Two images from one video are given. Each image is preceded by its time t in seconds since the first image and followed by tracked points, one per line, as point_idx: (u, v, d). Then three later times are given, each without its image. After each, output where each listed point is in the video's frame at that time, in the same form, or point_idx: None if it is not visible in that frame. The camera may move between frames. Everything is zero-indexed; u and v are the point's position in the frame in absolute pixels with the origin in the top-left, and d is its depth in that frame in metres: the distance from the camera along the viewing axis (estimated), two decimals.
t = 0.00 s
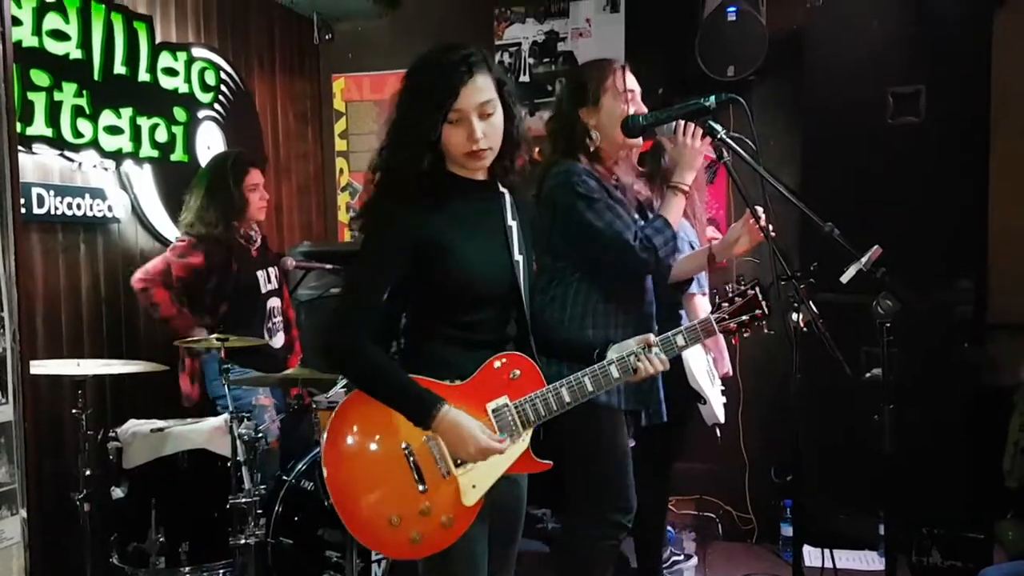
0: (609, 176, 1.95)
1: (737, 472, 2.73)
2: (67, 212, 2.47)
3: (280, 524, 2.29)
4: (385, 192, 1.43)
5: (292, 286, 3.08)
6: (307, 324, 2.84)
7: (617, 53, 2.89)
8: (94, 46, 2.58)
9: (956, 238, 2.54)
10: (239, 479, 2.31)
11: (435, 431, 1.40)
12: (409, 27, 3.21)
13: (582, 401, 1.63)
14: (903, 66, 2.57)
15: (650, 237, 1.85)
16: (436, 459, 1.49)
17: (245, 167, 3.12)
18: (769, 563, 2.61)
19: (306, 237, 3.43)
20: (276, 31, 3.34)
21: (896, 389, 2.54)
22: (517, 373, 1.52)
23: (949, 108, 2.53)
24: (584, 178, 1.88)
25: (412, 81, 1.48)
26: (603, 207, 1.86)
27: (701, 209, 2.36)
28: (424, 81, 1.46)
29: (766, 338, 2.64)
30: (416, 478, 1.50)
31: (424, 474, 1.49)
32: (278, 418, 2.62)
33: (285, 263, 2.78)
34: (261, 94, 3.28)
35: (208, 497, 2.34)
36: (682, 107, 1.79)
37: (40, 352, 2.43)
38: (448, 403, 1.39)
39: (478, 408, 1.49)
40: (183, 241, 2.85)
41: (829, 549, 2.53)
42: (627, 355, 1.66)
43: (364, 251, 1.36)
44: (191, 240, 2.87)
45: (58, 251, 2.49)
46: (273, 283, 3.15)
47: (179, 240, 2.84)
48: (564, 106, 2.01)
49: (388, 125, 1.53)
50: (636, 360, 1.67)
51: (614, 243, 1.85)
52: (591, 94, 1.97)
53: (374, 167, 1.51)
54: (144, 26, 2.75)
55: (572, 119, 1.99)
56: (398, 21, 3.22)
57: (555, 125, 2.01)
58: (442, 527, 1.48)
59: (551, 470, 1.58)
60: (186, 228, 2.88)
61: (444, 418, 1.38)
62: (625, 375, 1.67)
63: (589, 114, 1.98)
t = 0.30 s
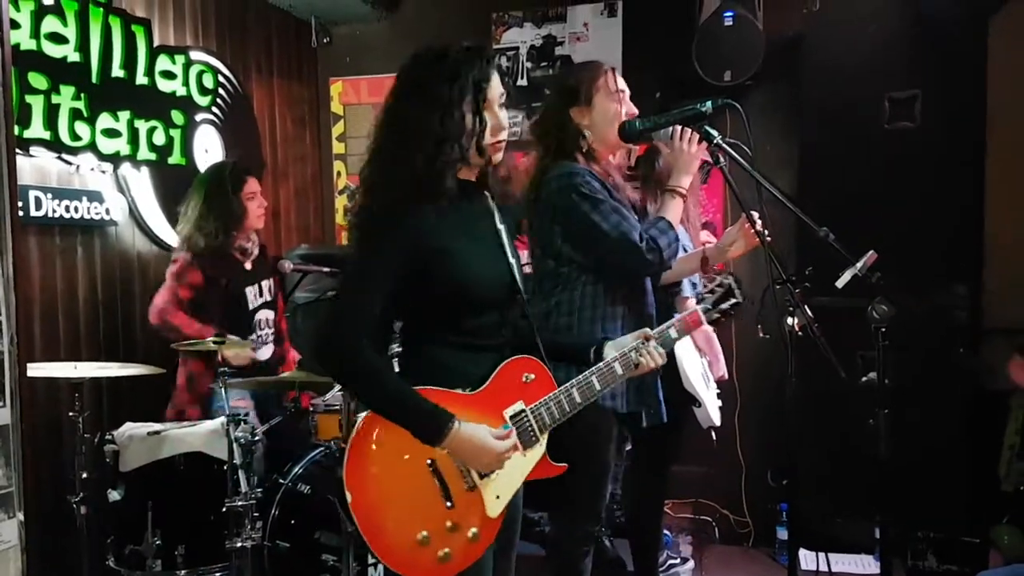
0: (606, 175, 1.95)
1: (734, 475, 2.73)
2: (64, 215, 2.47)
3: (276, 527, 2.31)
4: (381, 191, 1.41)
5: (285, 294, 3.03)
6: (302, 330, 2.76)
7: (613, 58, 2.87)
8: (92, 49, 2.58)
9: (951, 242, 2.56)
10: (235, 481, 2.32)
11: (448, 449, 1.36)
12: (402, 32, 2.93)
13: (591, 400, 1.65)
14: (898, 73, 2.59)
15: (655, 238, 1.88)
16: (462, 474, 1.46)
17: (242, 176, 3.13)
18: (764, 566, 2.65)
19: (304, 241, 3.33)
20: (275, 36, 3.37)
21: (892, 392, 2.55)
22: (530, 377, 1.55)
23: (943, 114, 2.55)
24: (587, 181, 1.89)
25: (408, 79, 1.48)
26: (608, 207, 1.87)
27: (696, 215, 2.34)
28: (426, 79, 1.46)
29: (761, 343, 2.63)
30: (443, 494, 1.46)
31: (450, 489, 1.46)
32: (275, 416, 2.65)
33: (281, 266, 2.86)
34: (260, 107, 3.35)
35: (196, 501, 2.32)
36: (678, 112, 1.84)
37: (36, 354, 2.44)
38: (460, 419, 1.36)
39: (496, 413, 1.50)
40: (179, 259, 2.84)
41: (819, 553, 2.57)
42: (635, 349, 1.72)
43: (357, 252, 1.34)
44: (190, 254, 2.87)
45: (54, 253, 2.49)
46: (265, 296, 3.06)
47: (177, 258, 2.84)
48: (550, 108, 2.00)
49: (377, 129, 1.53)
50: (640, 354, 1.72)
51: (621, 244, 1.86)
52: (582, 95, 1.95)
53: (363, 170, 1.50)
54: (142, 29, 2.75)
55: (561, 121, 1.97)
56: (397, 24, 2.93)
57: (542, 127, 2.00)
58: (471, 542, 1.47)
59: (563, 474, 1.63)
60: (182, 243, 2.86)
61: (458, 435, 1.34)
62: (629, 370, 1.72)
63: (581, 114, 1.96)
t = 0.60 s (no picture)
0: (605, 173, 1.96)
1: (730, 476, 2.74)
2: (60, 214, 2.47)
3: (273, 526, 2.30)
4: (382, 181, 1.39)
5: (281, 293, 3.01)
6: (300, 328, 2.78)
7: (610, 59, 2.88)
8: (89, 49, 2.58)
9: (948, 244, 2.56)
10: (232, 481, 2.27)
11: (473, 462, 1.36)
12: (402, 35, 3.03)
13: (589, 393, 1.76)
14: (895, 74, 2.60)
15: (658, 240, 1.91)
16: (485, 480, 1.51)
17: (226, 215, 3.11)
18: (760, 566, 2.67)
19: (300, 240, 3.37)
20: (272, 36, 3.37)
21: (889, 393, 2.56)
22: (535, 375, 1.62)
23: (939, 115, 2.56)
24: (591, 180, 1.88)
25: (401, 79, 1.48)
26: (613, 207, 1.87)
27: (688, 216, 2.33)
28: (438, 85, 1.47)
29: (756, 343, 2.66)
30: (469, 501, 1.50)
31: (475, 496, 1.51)
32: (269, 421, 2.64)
33: (278, 265, 2.76)
34: (257, 107, 3.34)
35: (201, 498, 2.36)
36: (676, 113, 1.85)
37: (33, 354, 2.44)
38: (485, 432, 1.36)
39: (508, 416, 1.55)
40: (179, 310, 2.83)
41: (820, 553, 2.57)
42: (643, 326, 1.89)
43: (359, 250, 1.30)
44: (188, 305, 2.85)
45: (51, 253, 2.49)
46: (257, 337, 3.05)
47: (181, 305, 2.85)
48: (543, 109, 1.99)
49: (369, 123, 1.52)
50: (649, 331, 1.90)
51: (627, 245, 1.87)
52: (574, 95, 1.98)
53: (356, 165, 1.50)
54: (139, 29, 2.75)
55: (557, 121, 1.97)
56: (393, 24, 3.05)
57: (535, 127, 1.98)
58: (493, 546, 1.54)
59: (567, 469, 1.73)
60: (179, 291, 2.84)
61: (486, 448, 1.35)
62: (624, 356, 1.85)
63: (577, 113, 1.97)
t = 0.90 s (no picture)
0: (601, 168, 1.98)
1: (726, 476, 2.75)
2: (58, 213, 2.47)
3: (271, 526, 2.29)
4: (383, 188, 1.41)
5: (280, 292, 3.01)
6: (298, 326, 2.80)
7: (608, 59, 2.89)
8: (88, 48, 2.58)
9: (945, 246, 2.58)
10: (230, 480, 2.27)
11: (483, 464, 1.35)
12: (400, 29, 3.07)
13: (582, 393, 1.76)
14: (894, 74, 2.59)
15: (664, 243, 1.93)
16: (488, 479, 1.52)
17: (216, 215, 2.95)
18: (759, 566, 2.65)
19: (297, 238, 3.40)
20: (270, 37, 3.38)
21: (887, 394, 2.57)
22: (533, 375, 1.62)
23: (937, 117, 2.57)
24: (597, 182, 1.90)
25: (408, 81, 1.48)
26: (621, 212, 1.88)
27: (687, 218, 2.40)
28: (462, 99, 1.47)
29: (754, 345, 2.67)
30: (473, 500, 1.51)
31: (479, 495, 1.51)
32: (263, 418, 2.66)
33: (277, 265, 2.82)
34: (254, 101, 3.34)
35: (198, 496, 2.36)
36: (675, 113, 1.86)
37: (30, 352, 2.44)
38: (495, 434, 1.35)
39: (509, 415, 1.56)
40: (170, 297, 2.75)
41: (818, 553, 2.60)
42: (646, 314, 1.88)
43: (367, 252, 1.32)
44: (178, 293, 2.77)
45: (48, 251, 2.49)
46: (245, 335, 2.96)
47: (170, 296, 2.75)
48: (543, 110, 1.98)
49: (378, 123, 1.54)
50: (653, 316, 1.88)
51: (634, 249, 1.89)
52: (564, 99, 2.00)
53: (363, 163, 1.51)
54: (137, 28, 2.75)
55: (561, 122, 1.97)
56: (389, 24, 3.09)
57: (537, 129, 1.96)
58: (495, 544, 1.54)
59: (566, 469, 1.72)
60: (168, 284, 2.78)
61: (498, 451, 1.34)
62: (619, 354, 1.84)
63: (582, 110, 1.99)
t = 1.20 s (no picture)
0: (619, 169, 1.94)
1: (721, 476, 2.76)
2: (55, 211, 2.49)
3: (267, 524, 2.29)
4: (387, 189, 1.44)
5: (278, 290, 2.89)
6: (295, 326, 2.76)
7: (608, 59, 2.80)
8: (85, 47, 2.58)
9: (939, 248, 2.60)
10: (227, 479, 2.33)
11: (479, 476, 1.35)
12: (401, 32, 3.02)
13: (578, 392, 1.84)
14: (889, 78, 2.62)
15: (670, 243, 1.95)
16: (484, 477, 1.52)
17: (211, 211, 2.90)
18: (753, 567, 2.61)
19: (295, 238, 3.28)
20: (267, 38, 3.33)
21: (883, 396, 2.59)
22: (529, 375, 1.64)
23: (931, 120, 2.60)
24: (609, 182, 1.93)
25: (415, 83, 1.51)
26: (630, 213, 1.92)
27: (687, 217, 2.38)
28: (470, 104, 1.50)
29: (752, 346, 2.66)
30: (468, 498, 1.51)
31: (474, 494, 1.51)
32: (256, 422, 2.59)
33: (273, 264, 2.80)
34: (251, 103, 3.33)
35: (195, 495, 2.40)
36: (672, 115, 1.94)
37: (28, 350, 2.45)
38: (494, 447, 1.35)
39: (505, 416, 1.58)
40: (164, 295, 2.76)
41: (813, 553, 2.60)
42: (637, 316, 1.94)
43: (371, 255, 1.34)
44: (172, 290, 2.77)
45: (45, 249, 2.52)
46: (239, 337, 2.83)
47: (164, 292, 2.76)
48: (552, 111, 1.98)
49: (384, 124, 1.56)
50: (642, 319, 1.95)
51: (641, 250, 1.93)
52: (573, 99, 2.01)
53: (367, 162, 1.53)
54: (135, 26, 2.73)
55: (569, 123, 1.98)
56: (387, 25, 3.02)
57: (546, 129, 1.97)
58: (489, 541, 1.55)
59: (556, 466, 1.73)
60: (167, 281, 2.76)
61: (495, 464, 1.34)
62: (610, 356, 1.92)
63: (589, 112, 2.00)
